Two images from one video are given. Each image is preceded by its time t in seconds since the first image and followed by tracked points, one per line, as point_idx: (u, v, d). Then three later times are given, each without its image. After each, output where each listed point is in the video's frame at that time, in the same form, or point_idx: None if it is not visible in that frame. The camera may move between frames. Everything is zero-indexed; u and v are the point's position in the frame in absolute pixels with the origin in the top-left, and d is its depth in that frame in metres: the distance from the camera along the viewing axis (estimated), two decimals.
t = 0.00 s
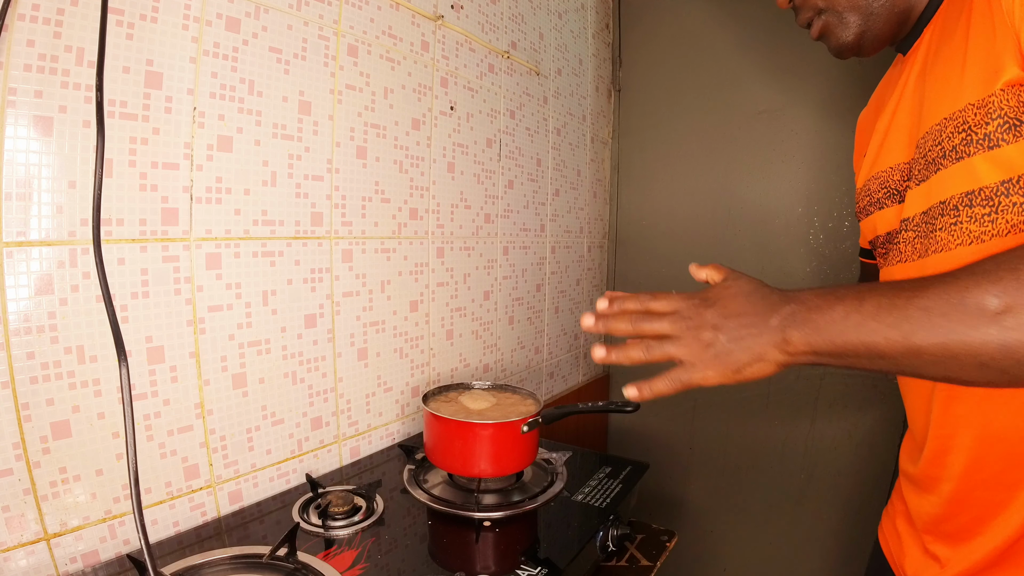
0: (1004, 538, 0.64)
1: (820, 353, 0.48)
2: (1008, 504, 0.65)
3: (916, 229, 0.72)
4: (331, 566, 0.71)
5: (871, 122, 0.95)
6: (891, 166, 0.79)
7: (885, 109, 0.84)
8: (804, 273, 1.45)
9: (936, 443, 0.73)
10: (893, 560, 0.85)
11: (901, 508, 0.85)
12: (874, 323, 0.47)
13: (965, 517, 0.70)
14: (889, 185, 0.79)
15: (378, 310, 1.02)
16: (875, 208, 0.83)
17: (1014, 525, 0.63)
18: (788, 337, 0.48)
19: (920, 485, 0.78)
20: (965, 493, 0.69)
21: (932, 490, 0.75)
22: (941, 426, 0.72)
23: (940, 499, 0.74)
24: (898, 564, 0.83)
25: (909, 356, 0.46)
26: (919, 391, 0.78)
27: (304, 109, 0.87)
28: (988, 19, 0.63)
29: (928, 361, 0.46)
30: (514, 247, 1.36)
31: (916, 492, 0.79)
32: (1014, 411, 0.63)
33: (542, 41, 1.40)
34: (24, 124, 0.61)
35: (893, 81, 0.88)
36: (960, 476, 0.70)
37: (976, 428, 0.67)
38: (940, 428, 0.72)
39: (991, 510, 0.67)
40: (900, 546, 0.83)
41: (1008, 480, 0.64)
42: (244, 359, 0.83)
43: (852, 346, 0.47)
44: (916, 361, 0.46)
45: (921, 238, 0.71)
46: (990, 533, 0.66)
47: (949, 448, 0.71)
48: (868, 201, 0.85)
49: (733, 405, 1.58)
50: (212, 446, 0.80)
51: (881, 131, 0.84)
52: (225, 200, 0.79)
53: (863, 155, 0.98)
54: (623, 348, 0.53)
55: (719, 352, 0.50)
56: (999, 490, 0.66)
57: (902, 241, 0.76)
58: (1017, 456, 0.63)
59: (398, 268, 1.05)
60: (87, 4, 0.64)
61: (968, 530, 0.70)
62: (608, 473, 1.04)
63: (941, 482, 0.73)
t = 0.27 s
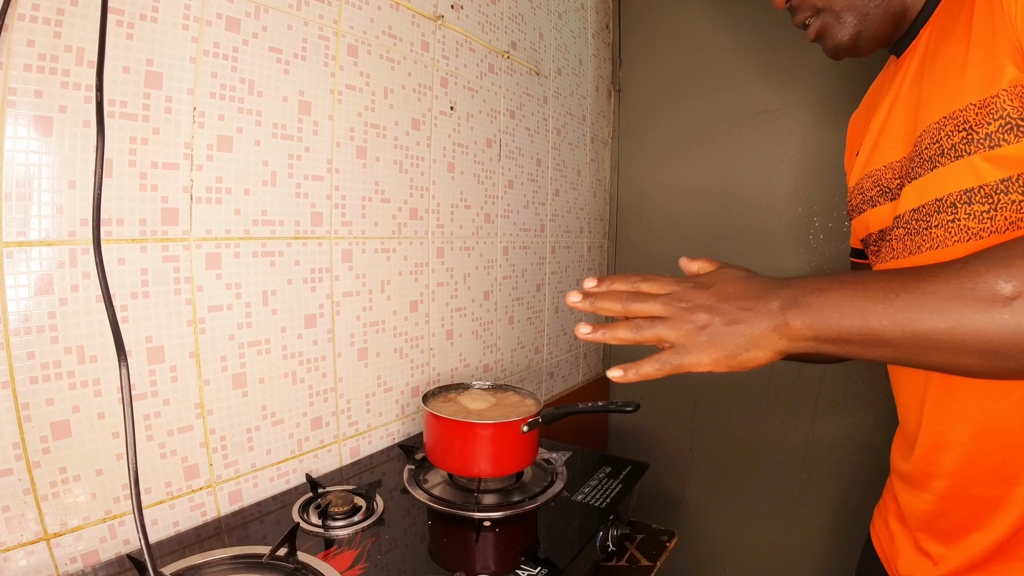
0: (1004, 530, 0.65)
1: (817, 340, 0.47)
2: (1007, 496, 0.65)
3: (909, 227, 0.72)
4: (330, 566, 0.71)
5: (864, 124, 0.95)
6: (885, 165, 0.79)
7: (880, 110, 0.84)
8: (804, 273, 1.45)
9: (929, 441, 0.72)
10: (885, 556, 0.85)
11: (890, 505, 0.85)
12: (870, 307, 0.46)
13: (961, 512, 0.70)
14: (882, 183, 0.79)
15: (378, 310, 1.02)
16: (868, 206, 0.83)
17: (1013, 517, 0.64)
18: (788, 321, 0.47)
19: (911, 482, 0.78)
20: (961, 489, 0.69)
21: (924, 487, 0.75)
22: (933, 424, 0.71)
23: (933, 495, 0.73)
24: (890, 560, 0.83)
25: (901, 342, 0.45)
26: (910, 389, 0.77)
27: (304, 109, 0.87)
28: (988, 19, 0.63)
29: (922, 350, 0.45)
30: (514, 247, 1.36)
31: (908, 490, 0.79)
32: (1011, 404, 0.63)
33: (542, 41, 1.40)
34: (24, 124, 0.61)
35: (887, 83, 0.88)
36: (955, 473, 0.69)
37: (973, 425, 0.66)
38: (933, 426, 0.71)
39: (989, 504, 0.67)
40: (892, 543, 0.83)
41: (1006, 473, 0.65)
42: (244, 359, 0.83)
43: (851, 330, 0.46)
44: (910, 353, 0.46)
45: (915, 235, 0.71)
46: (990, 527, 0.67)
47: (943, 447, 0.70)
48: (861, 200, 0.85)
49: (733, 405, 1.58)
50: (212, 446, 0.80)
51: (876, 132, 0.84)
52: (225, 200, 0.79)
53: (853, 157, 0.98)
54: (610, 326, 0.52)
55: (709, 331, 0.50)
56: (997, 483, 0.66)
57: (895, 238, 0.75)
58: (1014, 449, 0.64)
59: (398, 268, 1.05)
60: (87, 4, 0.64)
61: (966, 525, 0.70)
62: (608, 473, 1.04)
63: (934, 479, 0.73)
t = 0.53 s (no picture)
0: (1006, 528, 0.65)
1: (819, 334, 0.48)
2: (1007, 495, 0.65)
3: (906, 227, 0.72)
4: (331, 566, 0.71)
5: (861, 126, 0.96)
6: (882, 165, 0.79)
7: (877, 111, 0.84)
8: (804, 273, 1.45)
9: (929, 441, 0.72)
10: (883, 555, 0.85)
11: (888, 504, 0.85)
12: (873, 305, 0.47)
13: (962, 511, 0.70)
14: (879, 183, 0.79)
15: (378, 310, 1.02)
16: (864, 207, 0.83)
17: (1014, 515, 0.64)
18: (794, 317, 0.49)
19: (910, 482, 0.78)
20: (961, 488, 0.69)
21: (924, 486, 0.75)
22: (934, 424, 0.71)
23: (933, 494, 0.73)
24: (889, 559, 0.83)
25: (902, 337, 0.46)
26: (909, 389, 0.76)
27: (304, 109, 0.87)
28: (987, 21, 0.63)
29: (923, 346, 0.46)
30: (514, 247, 1.36)
31: (907, 489, 0.79)
32: (1013, 403, 0.63)
33: (542, 41, 1.40)
34: (24, 124, 0.61)
35: (884, 85, 0.89)
36: (955, 472, 0.69)
37: (975, 425, 0.66)
38: (934, 426, 0.71)
39: (990, 502, 0.67)
40: (891, 542, 0.83)
41: (1007, 471, 0.65)
42: (244, 359, 0.83)
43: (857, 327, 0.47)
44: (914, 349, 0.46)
45: (913, 235, 0.71)
46: (991, 526, 0.67)
47: (944, 446, 0.70)
48: (857, 201, 0.85)
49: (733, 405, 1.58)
50: (212, 446, 0.80)
51: (874, 133, 0.84)
52: (225, 200, 0.79)
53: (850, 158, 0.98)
54: (618, 318, 0.54)
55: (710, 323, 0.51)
56: (998, 482, 0.66)
57: (892, 238, 0.75)
58: (1015, 448, 0.64)
59: (398, 268, 1.05)
60: (87, 4, 0.64)
61: (965, 524, 0.70)
62: (608, 473, 1.04)
63: (933, 478, 0.73)
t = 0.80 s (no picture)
0: (1002, 527, 0.64)
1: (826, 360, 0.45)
2: (1004, 495, 0.65)
3: (907, 226, 0.72)
4: (330, 566, 0.71)
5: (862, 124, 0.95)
6: (883, 164, 0.79)
7: (878, 110, 0.84)
8: (805, 272, 1.45)
9: (928, 438, 0.72)
10: (881, 555, 0.85)
11: (887, 504, 0.85)
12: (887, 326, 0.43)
13: (958, 510, 0.70)
14: (880, 182, 0.79)
15: (378, 310, 1.02)
16: (865, 206, 0.83)
17: (1011, 515, 0.64)
18: (796, 348, 0.44)
19: (909, 480, 0.78)
20: (959, 486, 0.69)
21: (922, 484, 0.75)
22: (933, 421, 0.71)
23: (930, 493, 0.73)
24: (886, 559, 0.83)
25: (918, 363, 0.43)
26: (908, 387, 0.77)
27: (304, 109, 0.87)
28: (989, 21, 0.63)
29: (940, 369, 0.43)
30: (514, 247, 1.36)
31: (905, 488, 0.79)
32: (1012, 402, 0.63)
33: (542, 41, 1.40)
34: (24, 124, 0.61)
35: (885, 84, 0.88)
36: (953, 471, 0.69)
37: (974, 423, 0.66)
38: (934, 424, 0.71)
39: (986, 502, 0.67)
40: (888, 542, 0.82)
41: (1004, 471, 0.65)
42: (244, 359, 0.83)
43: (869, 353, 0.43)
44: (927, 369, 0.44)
45: (913, 235, 0.71)
46: (987, 526, 0.66)
47: (943, 444, 0.70)
48: (858, 199, 0.85)
49: (734, 405, 1.58)
50: (212, 445, 0.80)
51: (875, 132, 0.84)
52: (225, 200, 0.79)
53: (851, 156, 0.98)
54: (608, 387, 0.47)
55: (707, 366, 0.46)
56: (995, 482, 0.66)
57: (893, 238, 0.76)
58: (1013, 448, 0.63)
59: (398, 268, 1.05)
60: (87, 4, 0.64)
61: (961, 523, 0.70)
62: (608, 473, 1.04)
63: (932, 477, 0.73)
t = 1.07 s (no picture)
0: (1003, 527, 0.65)
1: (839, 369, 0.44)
2: (1005, 495, 0.65)
3: (910, 225, 0.72)
4: (330, 566, 0.71)
5: (863, 123, 0.95)
6: (884, 162, 0.79)
7: (880, 109, 0.84)
8: (804, 273, 1.45)
9: (930, 438, 0.72)
10: (881, 555, 0.85)
11: (888, 504, 0.85)
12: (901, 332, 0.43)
13: (959, 510, 0.70)
14: (881, 181, 0.79)
15: (378, 310, 1.02)
16: (867, 203, 0.83)
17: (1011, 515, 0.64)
18: (813, 358, 0.44)
19: (910, 480, 0.78)
20: (960, 486, 0.69)
21: (924, 484, 0.75)
22: (935, 421, 0.71)
23: (931, 493, 0.73)
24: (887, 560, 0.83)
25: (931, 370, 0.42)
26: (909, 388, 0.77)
27: (304, 109, 0.87)
28: (996, 19, 0.63)
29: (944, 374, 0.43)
30: (514, 247, 1.36)
31: (907, 488, 0.79)
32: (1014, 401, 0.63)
33: (542, 41, 1.40)
34: (24, 124, 0.61)
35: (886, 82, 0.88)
36: (955, 470, 0.69)
37: (976, 423, 0.66)
38: (935, 424, 0.71)
39: (988, 503, 0.67)
40: (889, 542, 0.83)
41: (1006, 472, 0.65)
42: (244, 359, 0.83)
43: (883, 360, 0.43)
44: (937, 379, 0.43)
45: (916, 234, 0.71)
46: (987, 526, 0.66)
47: (945, 444, 0.70)
48: (859, 197, 0.85)
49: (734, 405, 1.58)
50: (212, 445, 0.80)
51: (875, 130, 0.84)
52: (225, 200, 0.79)
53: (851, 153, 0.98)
54: (626, 396, 0.48)
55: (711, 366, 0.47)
56: (997, 482, 0.66)
57: (895, 235, 0.76)
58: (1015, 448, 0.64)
59: (398, 268, 1.05)
60: (87, 4, 0.64)
61: (962, 524, 0.70)
62: (608, 473, 1.04)
63: (934, 476, 0.73)
